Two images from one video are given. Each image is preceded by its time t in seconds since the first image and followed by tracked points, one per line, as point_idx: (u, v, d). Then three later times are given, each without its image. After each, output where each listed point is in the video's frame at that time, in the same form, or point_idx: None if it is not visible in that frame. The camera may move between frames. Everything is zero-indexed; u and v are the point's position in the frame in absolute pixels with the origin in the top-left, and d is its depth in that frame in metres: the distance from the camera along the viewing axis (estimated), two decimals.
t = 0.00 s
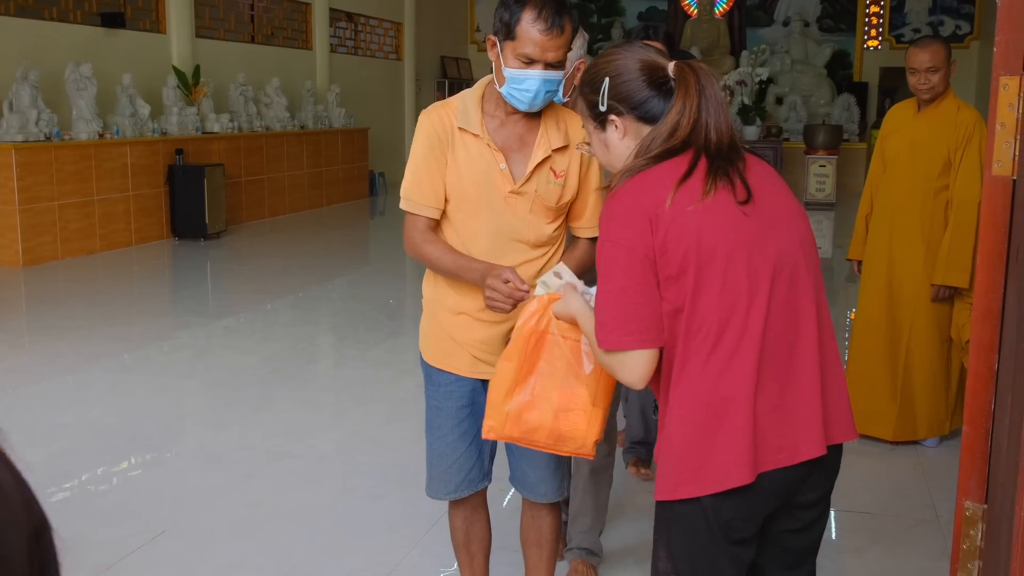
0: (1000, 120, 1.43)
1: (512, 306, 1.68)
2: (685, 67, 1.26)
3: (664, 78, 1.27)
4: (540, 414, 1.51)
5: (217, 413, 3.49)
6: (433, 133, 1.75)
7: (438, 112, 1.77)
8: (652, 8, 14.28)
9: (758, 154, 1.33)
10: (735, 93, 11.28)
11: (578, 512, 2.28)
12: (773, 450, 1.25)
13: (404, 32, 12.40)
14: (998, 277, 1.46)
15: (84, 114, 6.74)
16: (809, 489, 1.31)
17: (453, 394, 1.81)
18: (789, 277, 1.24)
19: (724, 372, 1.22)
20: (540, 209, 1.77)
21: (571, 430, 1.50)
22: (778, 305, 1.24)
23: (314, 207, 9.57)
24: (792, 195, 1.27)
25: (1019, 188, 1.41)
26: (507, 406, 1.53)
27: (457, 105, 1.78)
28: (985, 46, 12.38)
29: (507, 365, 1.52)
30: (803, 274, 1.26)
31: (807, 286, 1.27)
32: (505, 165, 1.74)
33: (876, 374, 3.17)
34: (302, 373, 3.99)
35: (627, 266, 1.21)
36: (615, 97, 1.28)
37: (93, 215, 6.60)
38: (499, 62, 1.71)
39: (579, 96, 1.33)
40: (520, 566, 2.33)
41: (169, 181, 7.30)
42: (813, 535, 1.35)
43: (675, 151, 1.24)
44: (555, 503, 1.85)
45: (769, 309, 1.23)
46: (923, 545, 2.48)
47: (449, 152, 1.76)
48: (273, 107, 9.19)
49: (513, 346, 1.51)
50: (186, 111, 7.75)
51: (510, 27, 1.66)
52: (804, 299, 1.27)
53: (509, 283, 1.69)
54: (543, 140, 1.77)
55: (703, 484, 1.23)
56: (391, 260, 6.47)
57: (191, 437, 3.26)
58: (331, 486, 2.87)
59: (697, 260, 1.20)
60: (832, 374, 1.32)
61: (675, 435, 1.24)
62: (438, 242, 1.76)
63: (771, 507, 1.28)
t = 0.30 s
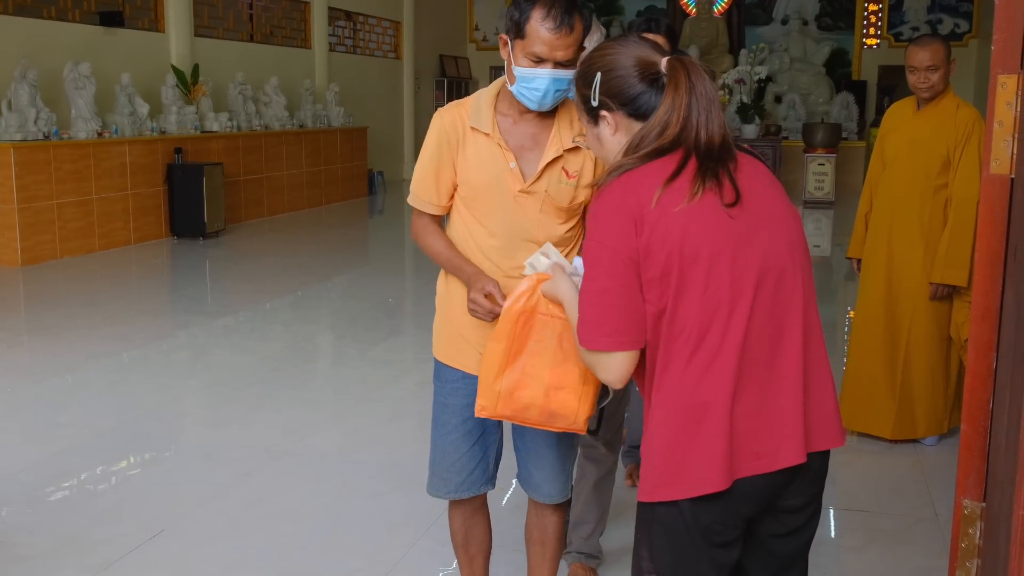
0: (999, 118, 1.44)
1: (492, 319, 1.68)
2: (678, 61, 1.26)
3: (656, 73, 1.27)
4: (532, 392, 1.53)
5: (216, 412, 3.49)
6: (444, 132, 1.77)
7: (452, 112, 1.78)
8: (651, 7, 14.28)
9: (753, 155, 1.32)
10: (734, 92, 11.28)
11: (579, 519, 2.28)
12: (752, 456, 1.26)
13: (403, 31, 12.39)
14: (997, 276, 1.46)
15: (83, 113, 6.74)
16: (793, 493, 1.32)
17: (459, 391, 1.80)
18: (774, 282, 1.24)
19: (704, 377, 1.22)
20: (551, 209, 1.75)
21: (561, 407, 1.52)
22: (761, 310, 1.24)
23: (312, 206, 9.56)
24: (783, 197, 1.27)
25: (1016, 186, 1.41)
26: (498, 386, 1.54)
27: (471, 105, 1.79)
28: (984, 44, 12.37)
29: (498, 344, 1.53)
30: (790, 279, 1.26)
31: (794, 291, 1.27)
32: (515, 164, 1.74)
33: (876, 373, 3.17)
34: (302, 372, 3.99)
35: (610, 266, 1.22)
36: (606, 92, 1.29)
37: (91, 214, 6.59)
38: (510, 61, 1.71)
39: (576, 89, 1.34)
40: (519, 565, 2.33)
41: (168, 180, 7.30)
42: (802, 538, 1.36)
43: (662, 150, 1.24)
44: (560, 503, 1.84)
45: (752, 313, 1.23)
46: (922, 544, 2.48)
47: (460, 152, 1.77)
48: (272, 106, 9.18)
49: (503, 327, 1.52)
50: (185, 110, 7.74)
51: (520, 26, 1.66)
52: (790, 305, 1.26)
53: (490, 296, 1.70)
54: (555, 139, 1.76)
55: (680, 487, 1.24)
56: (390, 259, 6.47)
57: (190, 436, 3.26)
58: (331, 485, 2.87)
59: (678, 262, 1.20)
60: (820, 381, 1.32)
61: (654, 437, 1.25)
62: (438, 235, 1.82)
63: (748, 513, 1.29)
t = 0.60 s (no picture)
0: (995, 119, 1.45)
1: (487, 317, 1.69)
2: (678, 57, 1.25)
3: (657, 67, 1.27)
4: (517, 383, 1.53)
5: (215, 412, 3.49)
6: (439, 135, 1.78)
7: (447, 114, 1.80)
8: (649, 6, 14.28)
9: (753, 154, 1.31)
10: (733, 91, 11.28)
11: (580, 521, 2.29)
12: (732, 461, 1.26)
13: (402, 30, 12.38)
14: (995, 276, 1.46)
15: (81, 113, 6.74)
16: (778, 498, 1.32)
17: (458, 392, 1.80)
18: (760, 287, 1.24)
19: (686, 380, 1.24)
20: (547, 204, 1.75)
21: (541, 406, 1.52)
22: (745, 315, 1.24)
23: (311, 206, 9.56)
24: (776, 200, 1.26)
25: (1014, 186, 1.42)
26: (487, 367, 1.56)
27: (465, 107, 1.80)
28: (982, 44, 12.36)
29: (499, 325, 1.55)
30: (778, 283, 1.26)
31: (783, 296, 1.27)
32: (509, 160, 1.74)
33: (876, 372, 3.18)
34: (301, 372, 3.99)
35: (596, 266, 1.24)
36: (606, 85, 1.30)
37: (90, 214, 6.59)
38: (499, 58, 1.72)
39: (580, 79, 1.35)
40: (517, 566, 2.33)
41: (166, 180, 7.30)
42: (791, 542, 1.36)
43: (656, 149, 1.25)
44: (559, 505, 1.84)
45: (735, 318, 1.23)
46: (921, 543, 2.48)
47: (455, 152, 1.78)
48: (271, 105, 9.18)
49: (508, 309, 1.54)
50: (183, 109, 7.74)
51: (506, 23, 1.68)
52: (777, 310, 1.26)
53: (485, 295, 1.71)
54: (548, 133, 1.76)
55: (660, 488, 1.26)
56: (388, 259, 6.47)
57: (189, 436, 3.26)
58: (329, 485, 2.87)
59: (662, 265, 1.21)
60: (809, 387, 1.32)
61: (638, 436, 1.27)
62: (438, 238, 1.84)
63: (732, 515, 1.30)
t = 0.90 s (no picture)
0: (991, 120, 1.45)
1: (477, 318, 1.68)
2: (683, 57, 1.25)
3: (661, 67, 1.27)
4: (534, 392, 1.52)
5: (213, 413, 3.50)
6: (410, 141, 1.77)
7: (416, 121, 1.79)
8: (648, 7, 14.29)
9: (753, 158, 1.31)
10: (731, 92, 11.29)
11: (577, 524, 2.29)
12: (723, 467, 1.27)
13: (401, 31, 12.39)
14: (991, 277, 1.47)
15: (80, 113, 6.75)
16: (772, 501, 1.33)
17: (448, 394, 1.81)
18: (756, 292, 1.25)
19: (679, 385, 1.24)
20: (524, 200, 1.77)
21: (564, 407, 1.51)
22: (739, 320, 1.24)
23: (310, 207, 9.56)
24: (774, 205, 1.26)
25: (1009, 188, 1.42)
26: (502, 384, 1.54)
27: (434, 112, 1.80)
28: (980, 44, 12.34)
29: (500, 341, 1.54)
30: (773, 289, 1.26)
31: (779, 303, 1.27)
32: (484, 160, 1.75)
33: (876, 374, 3.17)
34: (299, 372, 3.99)
35: (590, 267, 1.25)
36: (608, 82, 1.30)
37: (89, 214, 6.60)
38: (470, 58, 1.72)
39: (582, 74, 1.35)
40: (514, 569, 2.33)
41: (165, 181, 7.30)
42: (787, 544, 1.36)
43: (655, 150, 1.25)
44: (550, 504, 1.85)
45: (730, 323, 1.24)
46: (919, 545, 2.48)
47: (427, 158, 1.78)
48: (269, 106, 9.20)
49: (505, 325, 1.53)
50: (183, 110, 7.75)
51: (477, 24, 1.69)
52: (773, 316, 1.27)
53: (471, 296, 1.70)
54: (520, 131, 1.78)
55: (653, 492, 1.26)
56: (386, 260, 6.46)
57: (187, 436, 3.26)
58: (327, 486, 2.87)
59: (657, 268, 1.22)
60: (804, 393, 1.32)
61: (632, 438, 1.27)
62: (414, 245, 1.83)
63: (725, 518, 1.30)
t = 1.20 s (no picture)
0: (989, 130, 1.45)
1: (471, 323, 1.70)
2: (686, 71, 1.26)
3: (663, 79, 1.27)
4: (500, 384, 1.58)
5: (212, 417, 3.50)
6: (384, 152, 1.76)
7: (388, 131, 1.78)
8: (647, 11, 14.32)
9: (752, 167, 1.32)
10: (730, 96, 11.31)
11: (576, 533, 2.29)
12: (725, 477, 1.27)
13: (400, 35, 12.44)
14: (990, 285, 1.48)
15: (81, 117, 6.77)
16: (775, 510, 1.33)
17: (434, 402, 1.82)
18: (757, 302, 1.25)
19: (680, 394, 1.25)
20: (502, 207, 1.80)
21: (525, 404, 1.57)
22: (739, 330, 1.25)
23: (310, 210, 9.58)
24: (773, 216, 1.27)
25: (1009, 196, 1.43)
26: (472, 368, 1.60)
27: (405, 122, 1.80)
28: (978, 47, 12.39)
29: (480, 328, 1.60)
30: (773, 299, 1.27)
31: (779, 313, 1.27)
32: (461, 169, 1.76)
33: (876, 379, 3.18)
34: (298, 377, 4.00)
35: (589, 276, 1.26)
36: (609, 90, 1.30)
37: (89, 218, 6.61)
38: (442, 69, 1.72)
39: (584, 79, 1.35)
40: None
41: (165, 184, 7.32)
42: (789, 554, 1.37)
43: (654, 163, 1.25)
44: (542, 508, 1.86)
45: (731, 333, 1.24)
46: (920, 551, 2.48)
47: (403, 169, 1.78)
48: (269, 110, 9.23)
49: (486, 314, 1.59)
50: (183, 114, 7.77)
51: (452, 34, 1.69)
52: (774, 325, 1.27)
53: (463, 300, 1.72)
54: (494, 138, 1.80)
55: (655, 502, 1.27)
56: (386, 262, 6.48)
57: (186, 440, 3.27)
58: (326, 491, 2.87)
59: (657, 278, 1.23)
60: (804, 404, 1.32)
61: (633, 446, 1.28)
62: (394, 256, 1.82)
63: (726, 528, 1.30)
